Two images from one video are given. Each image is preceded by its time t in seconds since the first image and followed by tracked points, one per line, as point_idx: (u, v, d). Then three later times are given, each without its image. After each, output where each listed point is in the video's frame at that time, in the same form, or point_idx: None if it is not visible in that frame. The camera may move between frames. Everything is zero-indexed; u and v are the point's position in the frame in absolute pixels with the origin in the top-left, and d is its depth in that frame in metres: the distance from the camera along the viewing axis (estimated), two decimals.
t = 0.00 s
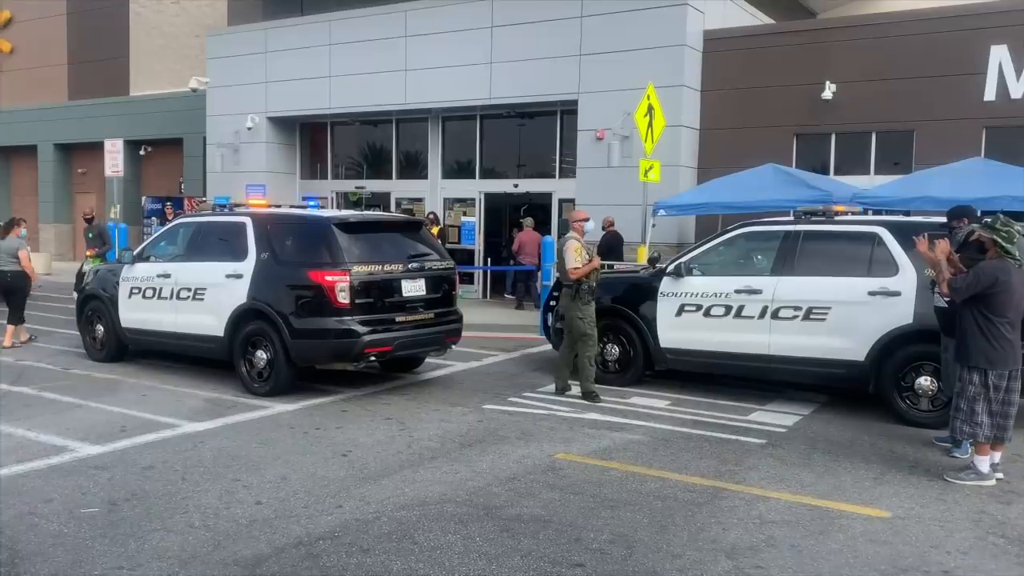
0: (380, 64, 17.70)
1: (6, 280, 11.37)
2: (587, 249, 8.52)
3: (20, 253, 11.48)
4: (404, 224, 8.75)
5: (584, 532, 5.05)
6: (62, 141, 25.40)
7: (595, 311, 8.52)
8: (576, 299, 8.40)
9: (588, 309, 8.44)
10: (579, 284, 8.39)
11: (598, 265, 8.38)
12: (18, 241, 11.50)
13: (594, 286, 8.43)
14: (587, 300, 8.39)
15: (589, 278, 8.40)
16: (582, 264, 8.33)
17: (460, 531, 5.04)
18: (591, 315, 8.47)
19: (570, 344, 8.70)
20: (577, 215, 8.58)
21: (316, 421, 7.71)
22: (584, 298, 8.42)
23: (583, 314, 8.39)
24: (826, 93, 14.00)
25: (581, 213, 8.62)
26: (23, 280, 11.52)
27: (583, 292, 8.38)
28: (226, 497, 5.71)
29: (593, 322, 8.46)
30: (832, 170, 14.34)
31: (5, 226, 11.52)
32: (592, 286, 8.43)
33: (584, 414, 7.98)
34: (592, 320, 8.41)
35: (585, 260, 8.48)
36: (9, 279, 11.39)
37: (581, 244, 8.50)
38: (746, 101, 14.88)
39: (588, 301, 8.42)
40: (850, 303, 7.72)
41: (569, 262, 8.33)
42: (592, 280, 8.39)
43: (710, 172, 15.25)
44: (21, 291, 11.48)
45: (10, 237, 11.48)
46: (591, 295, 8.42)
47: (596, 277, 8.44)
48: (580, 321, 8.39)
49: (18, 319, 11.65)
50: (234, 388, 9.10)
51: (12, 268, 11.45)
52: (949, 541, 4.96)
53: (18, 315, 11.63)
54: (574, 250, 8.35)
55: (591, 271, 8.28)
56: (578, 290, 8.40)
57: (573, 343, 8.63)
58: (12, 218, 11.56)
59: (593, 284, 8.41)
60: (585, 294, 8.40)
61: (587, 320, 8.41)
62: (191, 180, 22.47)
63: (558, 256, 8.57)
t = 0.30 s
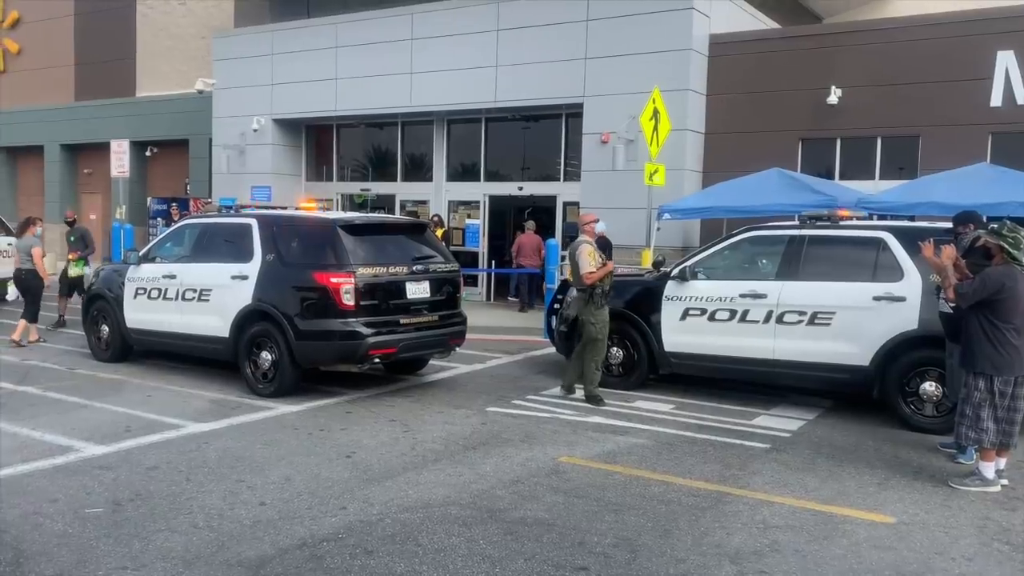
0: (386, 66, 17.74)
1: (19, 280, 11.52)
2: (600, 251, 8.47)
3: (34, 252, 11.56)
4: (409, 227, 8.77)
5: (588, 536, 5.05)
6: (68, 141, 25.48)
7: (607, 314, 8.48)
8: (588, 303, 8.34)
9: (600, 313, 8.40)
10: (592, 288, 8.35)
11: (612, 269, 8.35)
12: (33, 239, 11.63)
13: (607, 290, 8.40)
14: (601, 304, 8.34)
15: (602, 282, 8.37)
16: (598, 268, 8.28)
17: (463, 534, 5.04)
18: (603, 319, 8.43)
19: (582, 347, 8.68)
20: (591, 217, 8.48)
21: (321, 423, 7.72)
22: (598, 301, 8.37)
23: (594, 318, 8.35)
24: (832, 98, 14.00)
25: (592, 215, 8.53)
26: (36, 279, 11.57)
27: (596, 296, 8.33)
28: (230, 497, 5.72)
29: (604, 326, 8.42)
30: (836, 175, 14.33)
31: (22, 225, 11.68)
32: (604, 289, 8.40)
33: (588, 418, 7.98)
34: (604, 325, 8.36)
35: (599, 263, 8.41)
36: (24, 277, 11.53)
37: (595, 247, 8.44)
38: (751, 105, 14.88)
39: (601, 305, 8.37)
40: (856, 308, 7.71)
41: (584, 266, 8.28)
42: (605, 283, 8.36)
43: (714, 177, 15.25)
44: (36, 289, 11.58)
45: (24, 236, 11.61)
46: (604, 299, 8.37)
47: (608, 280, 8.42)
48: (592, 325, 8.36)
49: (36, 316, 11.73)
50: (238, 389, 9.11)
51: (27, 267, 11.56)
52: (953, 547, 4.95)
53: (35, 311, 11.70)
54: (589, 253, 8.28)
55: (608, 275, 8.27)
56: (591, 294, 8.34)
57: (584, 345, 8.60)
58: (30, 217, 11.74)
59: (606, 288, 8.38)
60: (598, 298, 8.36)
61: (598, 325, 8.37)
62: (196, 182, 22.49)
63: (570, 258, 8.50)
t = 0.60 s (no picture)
0: (387, 70, 17.75)
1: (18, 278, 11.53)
2: (604, 258, 8.39)
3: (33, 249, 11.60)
4: (410, 230, 8.77)
5: (585, 541, 5.04)
6: (69, 143, 25.51)
7: (610, 321, 8.41)
8: (587, 309, 8.32)
9: (600, 319, 8.34)
10: (591, 295, 8.34)
11: (611, 277, 8.27)
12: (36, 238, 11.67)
13: (607, 297, 8.34)
14: (598, 311, 8.30)
15: (602, 290, 8.33)
16: (595, 276, 8.23)
17: (461, 539, 5.04)
18: (603, 325, 8.37)
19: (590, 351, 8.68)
20: (596, 223, 8.39)
21: (319, 426, 7.71)
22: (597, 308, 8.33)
23: (590, 324, 8.32)
24: (832, 104, 14.01)
25: (599, 220, 8.44)
26: (33, 278, 11.53)
27: (593, 303, 8.30)
28: (228, 501, 5.72)
29: (604, 333, 8.36)
30: (836, 181, 14.34)
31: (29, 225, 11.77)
32: (604, 296, 8.34)
33: (587, 423, 7.97)
34: (603, 331, 8.30)
35: (599, 271, 8.28)
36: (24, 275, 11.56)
37: (597, 253, 8.37)
38: (752, 111, 14.89)
39: (601, 312, 8.33)
40: (855, 314, 7.71)
41: (580, 274, 8.26)
42: (604, 290, 8.32)
43: (715, 182, 15.25)
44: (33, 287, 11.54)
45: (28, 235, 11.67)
46: (603, 306, 8.32)
47: (609, 287, 8.35)
48: (589, 331, 8.32)
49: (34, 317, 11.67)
50: (237, 392, 9.11)
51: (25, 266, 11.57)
52: (952, 554, 4.95)
53: (32, 312, 11.64)
54: (586, 261, 8.24)
55: (604, 284, 8.21)
56: (589, 300, 8.33)
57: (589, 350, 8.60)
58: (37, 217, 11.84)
59: (606, 295, 8.33)
60: (596, 305, 8.33)
61: (596, 331, 8.33)
62: (197, 184, 22.48)
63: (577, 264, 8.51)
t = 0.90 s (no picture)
0: (383, 74, 17.76)
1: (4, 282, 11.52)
2: (601, 263, 8.35)
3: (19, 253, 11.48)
4: (404, 234, 8.78)
5: (579, 546, 5.04)
6: (64, 145, 25.46)
7: (602, 326, 8.36)
8: (578, 314, 8.39)
9: (591, 324, 8.35)
10: (582, 300, 8.34)
11: (600, 283, 8.21)
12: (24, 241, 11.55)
13: (597, 302, 8.30)
14: (587, 315, 8.30)
15: (592, 295, 8.29)
16: (583, 280, 8.22)
17: (454, 543, 5.03)
18: (594, 330, 8.35)
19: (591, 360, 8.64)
20: (596, 228, 8.33)
21: (313, 430, 7.70)
22: (589, 313, 8.33)
23: (581, 327, 8.34)
24: (826, 110, 14.06)
25: (602, 226, 8.37)
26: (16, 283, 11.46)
27: (583, 307, 8.34)
28: (220, 504, 5.71)
29: (594, 338, 8.34)
30: (830, 187, 14.39)
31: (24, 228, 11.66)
32: (595, 302, 8.31)
33: (580, 427, 7.97)
34: (591, 336, 8.28)
35: (589, 275, 8.24)
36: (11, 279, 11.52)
37: (593, 258, 8.33)
38: (746, 117, 14.93)
39: (590, 317, 8.32)
40: (848, 320, 7.73)
41: (570, 278, 8.28)
42: (594, 296, 8.29)
43: (709, 188, 15.29)
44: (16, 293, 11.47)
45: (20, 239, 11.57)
46: (593, 311, 8.30)
47: (601, 292, 8.29)
48: (579, 336, 8.36)
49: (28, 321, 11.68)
50: (230, 395, 9.09)
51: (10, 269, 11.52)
52: (944, 559, 4.96)
53: (26, 316, 11.65)
54: (577, 266, 8.25)
55: (590, 289, 8.18)
56: (581, 305, 8.37)
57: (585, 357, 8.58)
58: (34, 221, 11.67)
59: (596, 300, 8.29)
60: (586, 310, 8.35)
61: (586, 336, 8.33)
62: (192, 188, 22.43)
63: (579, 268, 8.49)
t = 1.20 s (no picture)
0: (376, 78, 17.77)
1: None
2: (600, 269, 8.28)
3: None
4: (397, 238, 8.77)
5: (571, 551, 5.04)
6: (56, 148, 25.38)
7: (599, 332, 8.27)
8: (576, 317, 8.33)
9: (588, 329, 8.29)
10: (580, 303, 8.28)
11: (595, 285, 8.12)
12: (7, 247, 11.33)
13: (593, 306, 8.22)
14: (584, 319, 8.24)
15: (588, 299, 8.22)
16: (579, 283, 8.16)
17: (446, 548, 5.03)
18: (591, 336, 8.29)
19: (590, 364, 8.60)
20: (597, 233, 8.28)
21: (305, 434, 7.69)
22: (587, 317, 8.27)
23: (580, 331, 8.29)
24: (818, 116, 14.12)
25: (602, 232, 8.35)
26: None
27: (580, 311, 8.29)
28: (212, 509, 5.69)
29: (589, 344, 8.28)
30: (822, 193, 14.44)
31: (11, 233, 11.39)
32: (591, 306, 8.23)
33: (573, 432, 7.98)
34: (585, 342, 8.24)
35: (585, 279, 8.17)
36: None
37: (591, 263, 8.27)
38: (739, 122, 14.98)
39: (586, 321, 8.25)
40: (840, 325, 7.75)
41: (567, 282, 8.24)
42: (591, 300, 8.21)
43: (701, 193, 15.33)
44: None
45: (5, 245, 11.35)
46: (588, 315, 8.23)
47: (597, 296, 8.21)
48: (576, 339, 8.32)
49: (17, 325, 11.65)
50: (222, 400, 9.07)
51: None
52: (934, 565, 4.98)
53: (14, 320, 11.59)
54: (574, 270, 8.22)
55: (584, 292, 8.11)
56: (578, 309, 8.32)
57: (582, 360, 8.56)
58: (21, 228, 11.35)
59: (593, 304, 8.22)
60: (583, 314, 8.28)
61: (581, 341, 8.30)
62: (184, 191, 22.38)
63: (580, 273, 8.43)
